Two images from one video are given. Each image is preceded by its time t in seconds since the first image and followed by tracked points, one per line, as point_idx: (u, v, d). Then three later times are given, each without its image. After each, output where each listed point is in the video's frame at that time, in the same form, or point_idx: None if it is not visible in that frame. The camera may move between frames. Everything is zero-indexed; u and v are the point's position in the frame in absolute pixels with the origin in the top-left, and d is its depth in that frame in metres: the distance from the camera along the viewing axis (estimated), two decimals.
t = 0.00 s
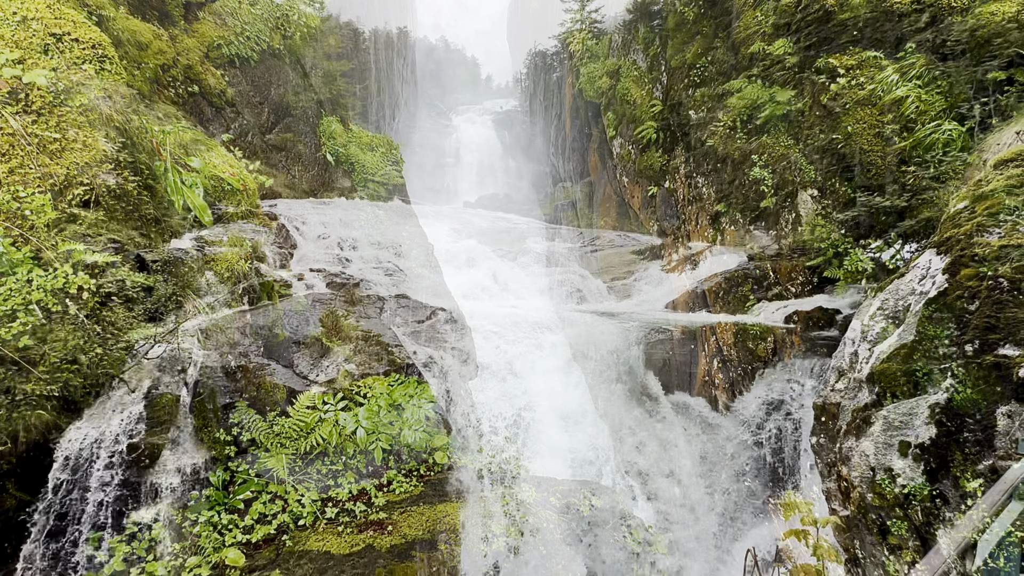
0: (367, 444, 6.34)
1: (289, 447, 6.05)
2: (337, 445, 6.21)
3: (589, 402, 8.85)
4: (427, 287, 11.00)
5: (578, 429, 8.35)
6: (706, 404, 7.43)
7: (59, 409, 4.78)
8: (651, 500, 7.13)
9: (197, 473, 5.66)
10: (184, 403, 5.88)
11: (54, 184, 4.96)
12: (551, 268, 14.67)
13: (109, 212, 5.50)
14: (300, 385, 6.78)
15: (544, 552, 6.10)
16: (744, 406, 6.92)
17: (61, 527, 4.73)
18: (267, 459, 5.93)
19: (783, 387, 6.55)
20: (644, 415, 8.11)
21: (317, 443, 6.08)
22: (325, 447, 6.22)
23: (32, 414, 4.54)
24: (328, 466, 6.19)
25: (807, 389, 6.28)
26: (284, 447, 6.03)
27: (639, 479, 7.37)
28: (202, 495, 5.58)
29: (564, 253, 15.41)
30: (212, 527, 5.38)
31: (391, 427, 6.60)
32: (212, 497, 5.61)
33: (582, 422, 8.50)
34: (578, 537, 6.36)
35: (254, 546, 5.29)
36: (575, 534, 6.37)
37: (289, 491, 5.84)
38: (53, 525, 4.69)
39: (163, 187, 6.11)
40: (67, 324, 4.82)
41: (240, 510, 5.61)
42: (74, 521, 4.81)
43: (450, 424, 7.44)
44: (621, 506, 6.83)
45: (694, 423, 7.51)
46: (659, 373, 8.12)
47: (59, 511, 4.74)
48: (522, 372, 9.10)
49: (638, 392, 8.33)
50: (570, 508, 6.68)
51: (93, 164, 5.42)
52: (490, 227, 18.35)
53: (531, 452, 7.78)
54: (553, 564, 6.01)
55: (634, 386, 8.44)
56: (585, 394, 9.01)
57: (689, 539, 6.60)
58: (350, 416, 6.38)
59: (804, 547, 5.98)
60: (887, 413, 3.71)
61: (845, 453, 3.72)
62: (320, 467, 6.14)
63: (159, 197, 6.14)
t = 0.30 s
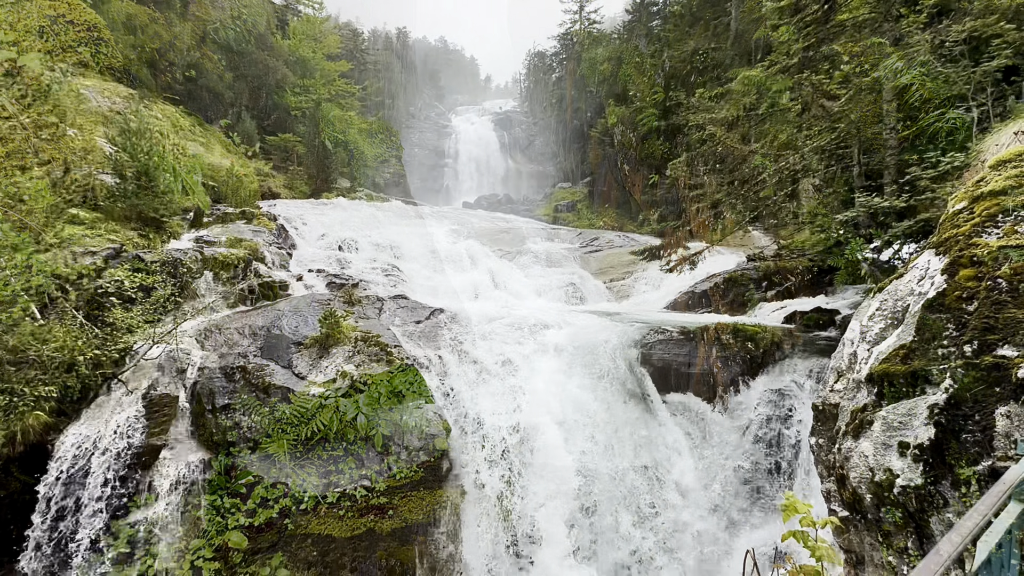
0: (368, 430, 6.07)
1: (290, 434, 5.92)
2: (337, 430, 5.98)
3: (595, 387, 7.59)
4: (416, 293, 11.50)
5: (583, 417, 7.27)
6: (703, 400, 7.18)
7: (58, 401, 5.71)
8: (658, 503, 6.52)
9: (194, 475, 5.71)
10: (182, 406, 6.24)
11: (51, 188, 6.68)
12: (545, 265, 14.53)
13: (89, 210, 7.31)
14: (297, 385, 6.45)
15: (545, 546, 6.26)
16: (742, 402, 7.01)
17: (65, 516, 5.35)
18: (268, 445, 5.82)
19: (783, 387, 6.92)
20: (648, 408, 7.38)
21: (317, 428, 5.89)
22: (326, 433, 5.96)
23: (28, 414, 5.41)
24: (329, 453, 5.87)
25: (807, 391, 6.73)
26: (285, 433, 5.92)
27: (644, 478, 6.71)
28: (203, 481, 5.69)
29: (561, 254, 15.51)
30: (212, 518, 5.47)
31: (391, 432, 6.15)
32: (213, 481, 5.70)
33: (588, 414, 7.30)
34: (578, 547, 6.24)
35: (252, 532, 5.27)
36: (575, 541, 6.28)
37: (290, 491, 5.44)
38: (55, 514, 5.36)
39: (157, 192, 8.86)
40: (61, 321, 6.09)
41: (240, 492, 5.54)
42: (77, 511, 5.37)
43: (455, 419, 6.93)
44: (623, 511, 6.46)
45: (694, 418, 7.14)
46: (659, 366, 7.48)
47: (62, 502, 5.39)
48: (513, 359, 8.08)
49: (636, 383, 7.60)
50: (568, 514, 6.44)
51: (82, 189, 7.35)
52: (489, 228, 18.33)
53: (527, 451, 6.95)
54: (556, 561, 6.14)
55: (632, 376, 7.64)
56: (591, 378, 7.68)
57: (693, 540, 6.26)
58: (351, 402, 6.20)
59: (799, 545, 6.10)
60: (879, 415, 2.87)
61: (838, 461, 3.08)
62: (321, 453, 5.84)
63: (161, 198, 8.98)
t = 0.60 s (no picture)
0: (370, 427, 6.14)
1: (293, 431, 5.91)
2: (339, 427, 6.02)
3: (595, 387, 7.57)
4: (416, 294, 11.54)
5: (583, 418, 7.22)
6: (703, 400, 7.18)
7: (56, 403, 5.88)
8: (657, 502, 6.50)
9: (191, 475, 5.82)
10: (180, 406, 6.34)
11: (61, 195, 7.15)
12: (545, 266, 14.48)
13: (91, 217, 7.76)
14: (298, 386, 6.22)
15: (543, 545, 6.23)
16: (741, 399, 7.00)
17: (62, 515, 5.56)
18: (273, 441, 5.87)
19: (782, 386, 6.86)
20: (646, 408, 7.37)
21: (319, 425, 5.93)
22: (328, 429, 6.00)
23: (27, 414, 5.56)
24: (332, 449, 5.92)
25: (807, 391, 6.64)
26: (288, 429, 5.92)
27: (642, 479, 6.68)
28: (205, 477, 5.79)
29: (561, 254, 15.48)
30: (211, 510, 5.78)
31: (392, 433, 6.07)
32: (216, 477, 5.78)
33: (588, 415, 7.24)
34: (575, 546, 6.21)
35: (254, 526, 5.40)
36: (574, 540, 6.25)
37: (290, 487, 5.43)
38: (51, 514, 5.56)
39: (153, 192, 9.77)
40: (60, 322, 6.37)
41: (234, 489, 5.61)
42: (76, 509, 5.59)
43: (453, 420, 7.08)
44: (621, 510, 6.46)
45: (693, 419, 7.12)
46: (658, 367, 7.48)
47: (60, 501, 5.59)
48: (514, 359, 8.08)
49: (636, 383, 7.58)
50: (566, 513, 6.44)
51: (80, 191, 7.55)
52: (489, 228, 18.32)
53: (527, 451, 6.94)
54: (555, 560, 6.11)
55: (632, 376, 7.65)
56: (591, 380, 7.65)
57: (691, 540, 6.21)
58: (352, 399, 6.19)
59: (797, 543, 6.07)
60: (879, 415, 2.73)
61: (838, 463, 2.91)
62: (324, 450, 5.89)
63: (156, 198, 9.85)
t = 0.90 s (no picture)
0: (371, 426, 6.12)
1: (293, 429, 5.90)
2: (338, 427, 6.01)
3: (595, 388, 7.55)
4: (415, 293, 11.53)
5: (583, 420, 7.20)
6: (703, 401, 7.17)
7: (55, 404, 5.88)
8: (656, 505, 6.50)
9: (191, 475, 5.81)
10: (179, 406, 6.34)
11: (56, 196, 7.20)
12: (544, 266, 14.46)
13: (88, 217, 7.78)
14: (298, 386, 6.21)
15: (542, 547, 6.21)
16: (740, 399, 7.00)
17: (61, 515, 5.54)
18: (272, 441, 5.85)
19: (782, 388, 6.85)
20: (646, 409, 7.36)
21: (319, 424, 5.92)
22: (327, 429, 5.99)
23: (25, 415, 5.56)
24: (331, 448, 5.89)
25: (808, 392, 6.62)
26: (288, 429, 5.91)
27: (642, 481, 6.67)
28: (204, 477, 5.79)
29: (560, 254, 15.47)
30: (211, 509, 5.78)
31: (391, 433, 6.07)
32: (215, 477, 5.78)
33: (587, 417, 7.22)
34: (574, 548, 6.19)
35: (253, 526, 5.38)
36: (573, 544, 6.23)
37: (289, 487, 5.43)
38: (50, 514, 5.54)
39: (152, 192, 9.77)
40: (59, 322, 6.36)
41: (233, 489, 5.60)
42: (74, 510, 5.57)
43: (453, 421, 7.08)
44: (621, 513, 6.45)
45: (693, 420, 7.11)
46: (658, 367, 7.47)
47: (59, 502, 5.57)
48: (514, 359, 8.04)
49: (636, 384, 7.57)
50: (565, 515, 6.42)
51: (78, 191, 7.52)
52: (489, 228, 18.33)
53: (525, 451, 6.95)
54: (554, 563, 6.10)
55: (631, 377, 7.63)
56: (591, 381, 7.64)
57: (691, 543, 6.20)
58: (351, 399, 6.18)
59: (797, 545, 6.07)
60: (879, 414, 2.74)
61: (839, 462, 2.91)
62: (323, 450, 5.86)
63: (155, 198, 9.84)
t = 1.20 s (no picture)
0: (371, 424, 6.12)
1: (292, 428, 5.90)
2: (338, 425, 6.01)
3: (594, 388, 7.57)
4: (415, 291, 11.54)
5: (582, 420, 7.20)
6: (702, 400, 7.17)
7: (54, 403, 5.90)
8: (654, 505, 6.50)
9: (191, 474, 5.83)
10: (179, 404, 6.34)
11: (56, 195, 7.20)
12: (543, 264, 14.45)
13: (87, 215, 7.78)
14: (297, 385, 6.22)
15: (540, 547, 6.22)
16: (738, 397, 7.00)
17: (61, 514, 5.55)
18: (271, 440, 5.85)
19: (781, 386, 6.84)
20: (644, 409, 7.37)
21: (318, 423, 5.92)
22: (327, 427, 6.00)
23: (25, 413, 5.57)
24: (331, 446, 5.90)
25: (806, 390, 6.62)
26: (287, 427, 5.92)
27: (639, 481, 6.67)
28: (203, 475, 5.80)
29: (559, 253, 15.47)
30: (211, 508, 5.77)
31: (391, 431, 6.07)
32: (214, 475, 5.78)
33: (585, 418, 7.23)
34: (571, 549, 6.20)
35: (253, 524, 5.37)
36: (570, 544, 6.23)
37: (289, 485, 5.43)
38: (50, 513, 5.55)
39: (152, 190, 9.77)
40: (58, 320, 6.36)
41: (233, 488, 5.61)
42: (74, 509, 5.58)
43: (453, 420, 7.10)
44: (618, 514, 6.45)
45: (692, 420, 7.11)
46: (657, 366, 7.48)
47: (58, 501, 5.57)
48: (514, 359, 8.05)
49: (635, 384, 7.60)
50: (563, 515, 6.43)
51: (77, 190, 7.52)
52: (488, 226, 18.34)
53: (523, 450, 6.96)
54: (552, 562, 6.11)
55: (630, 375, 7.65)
56: (590, 381, 7.65)
57: (688, 543, 6.18)
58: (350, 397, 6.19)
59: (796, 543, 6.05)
60: (877, 413, 2.74)
61: (838, 461, 2.91)
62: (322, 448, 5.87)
63: (154, 196, 9.84)
